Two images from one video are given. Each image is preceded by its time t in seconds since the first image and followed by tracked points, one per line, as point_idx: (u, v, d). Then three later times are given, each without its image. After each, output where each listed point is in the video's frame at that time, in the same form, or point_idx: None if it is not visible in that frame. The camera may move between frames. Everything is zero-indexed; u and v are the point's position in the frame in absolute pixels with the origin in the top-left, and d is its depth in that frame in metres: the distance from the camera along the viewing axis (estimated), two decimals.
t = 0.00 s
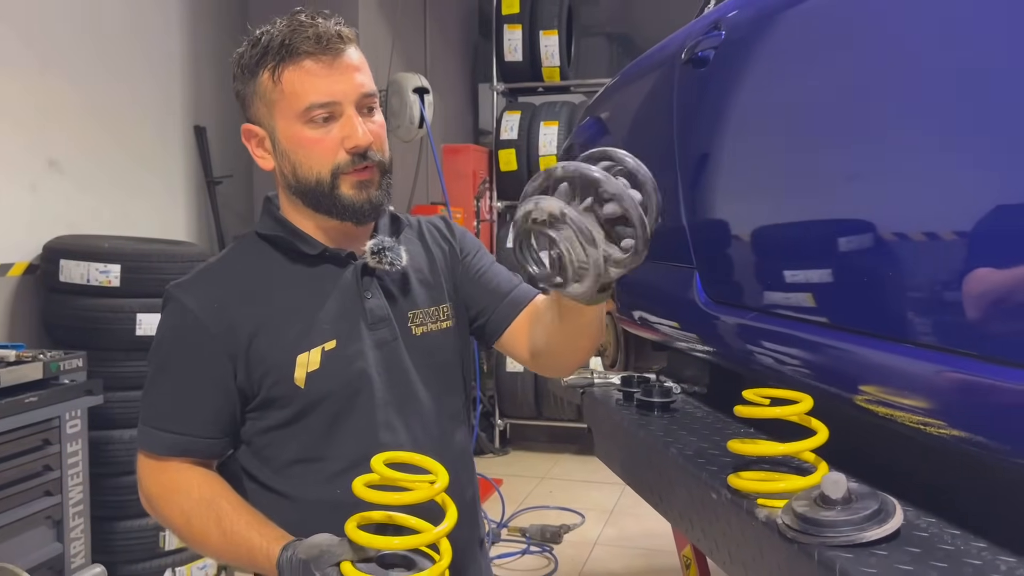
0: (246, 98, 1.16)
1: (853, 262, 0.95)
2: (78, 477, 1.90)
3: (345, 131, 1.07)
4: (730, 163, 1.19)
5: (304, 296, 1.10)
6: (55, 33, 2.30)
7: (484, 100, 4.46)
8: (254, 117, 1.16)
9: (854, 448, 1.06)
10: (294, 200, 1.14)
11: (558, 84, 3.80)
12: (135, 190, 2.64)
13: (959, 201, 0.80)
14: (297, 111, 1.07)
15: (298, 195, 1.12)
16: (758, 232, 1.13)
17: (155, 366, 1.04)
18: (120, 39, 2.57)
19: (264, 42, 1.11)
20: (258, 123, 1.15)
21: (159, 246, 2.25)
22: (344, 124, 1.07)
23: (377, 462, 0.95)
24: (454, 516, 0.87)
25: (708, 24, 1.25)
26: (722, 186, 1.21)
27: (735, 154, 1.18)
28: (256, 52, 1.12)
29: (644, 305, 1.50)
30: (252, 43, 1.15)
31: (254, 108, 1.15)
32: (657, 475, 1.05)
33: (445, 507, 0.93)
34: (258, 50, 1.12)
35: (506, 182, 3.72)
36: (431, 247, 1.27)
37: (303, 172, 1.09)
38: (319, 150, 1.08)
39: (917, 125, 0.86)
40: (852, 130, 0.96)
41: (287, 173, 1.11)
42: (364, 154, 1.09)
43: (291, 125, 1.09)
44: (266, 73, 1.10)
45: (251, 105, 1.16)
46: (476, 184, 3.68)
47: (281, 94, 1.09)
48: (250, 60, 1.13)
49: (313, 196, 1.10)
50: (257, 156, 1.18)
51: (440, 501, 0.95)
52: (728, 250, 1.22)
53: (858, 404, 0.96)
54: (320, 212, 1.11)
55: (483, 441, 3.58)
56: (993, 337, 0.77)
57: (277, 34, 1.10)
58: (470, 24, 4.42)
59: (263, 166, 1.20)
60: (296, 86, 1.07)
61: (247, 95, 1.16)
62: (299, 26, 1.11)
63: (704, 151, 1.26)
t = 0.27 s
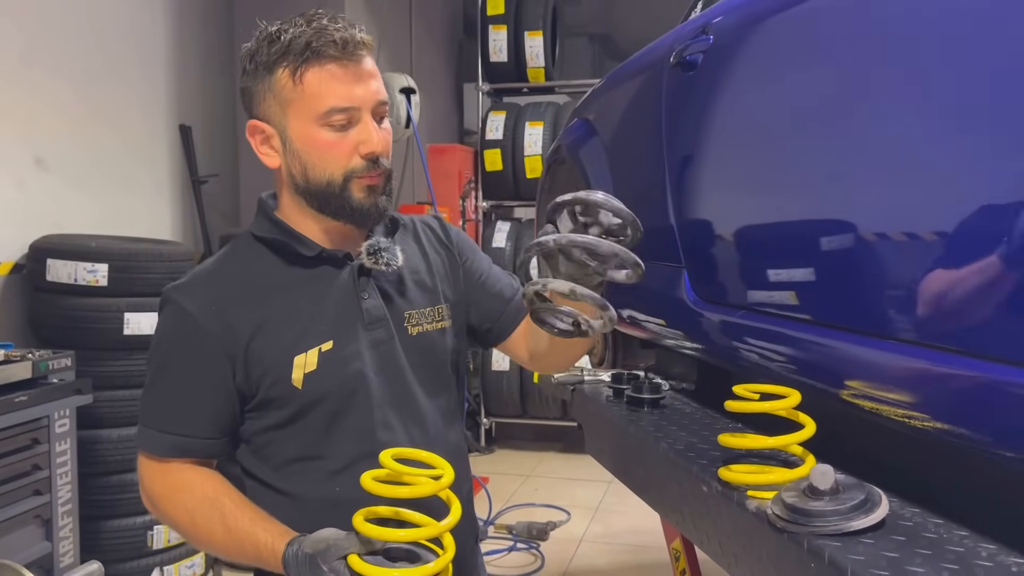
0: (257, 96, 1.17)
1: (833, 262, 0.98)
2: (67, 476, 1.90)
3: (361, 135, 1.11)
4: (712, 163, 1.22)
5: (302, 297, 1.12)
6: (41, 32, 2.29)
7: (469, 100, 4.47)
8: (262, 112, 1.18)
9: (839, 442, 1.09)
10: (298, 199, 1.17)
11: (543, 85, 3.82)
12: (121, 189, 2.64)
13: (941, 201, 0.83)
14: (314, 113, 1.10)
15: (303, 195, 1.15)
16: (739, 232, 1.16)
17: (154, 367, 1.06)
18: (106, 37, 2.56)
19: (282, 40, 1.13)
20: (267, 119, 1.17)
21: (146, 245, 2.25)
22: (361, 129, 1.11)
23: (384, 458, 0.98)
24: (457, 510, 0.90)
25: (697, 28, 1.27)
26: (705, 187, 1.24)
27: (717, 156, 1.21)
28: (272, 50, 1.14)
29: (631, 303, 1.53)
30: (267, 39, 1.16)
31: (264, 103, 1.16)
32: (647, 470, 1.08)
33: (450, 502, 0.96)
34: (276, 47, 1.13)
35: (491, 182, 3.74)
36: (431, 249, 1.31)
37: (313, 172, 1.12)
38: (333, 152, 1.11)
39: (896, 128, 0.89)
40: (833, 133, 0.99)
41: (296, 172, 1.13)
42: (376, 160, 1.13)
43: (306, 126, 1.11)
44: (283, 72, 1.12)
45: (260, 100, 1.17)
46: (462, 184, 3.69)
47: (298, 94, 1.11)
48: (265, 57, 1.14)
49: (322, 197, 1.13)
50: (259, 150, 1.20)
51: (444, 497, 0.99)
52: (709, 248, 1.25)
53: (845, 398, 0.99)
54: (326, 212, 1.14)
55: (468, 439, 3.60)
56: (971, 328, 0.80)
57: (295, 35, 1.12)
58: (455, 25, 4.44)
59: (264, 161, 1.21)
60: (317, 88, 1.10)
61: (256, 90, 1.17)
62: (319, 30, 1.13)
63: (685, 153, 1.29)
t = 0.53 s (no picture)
0: (271, 94, 1.15)
1: (816, 262, 1.01)
2: (54, 475, 1.89)
3: (382, 143, 1.12)
4: (697, 163, 1.24)
5: (305, 298, 1.13)
6: (26, 30, 2.28)
7: (455, 100, 4.48)
8: (275, 112, 1.15)
9: (826, 437, 1.11)
10: (309, 202, 1.15)
11: (528, 85, 3.84)
12: (105, 188, 2.63)
13: (921, 204, 0.85)
14: (337, 117, 1.09)
15: (315, 198, 1.13)
16: (724, 231, 1.19)
17: (155, 368, 1.03)
18: (90, 36, 2.55)
19: (304, 41, 1.11)
20: (281, 118, 1.14)
21: (132, 245, 2.24)
22: (382, 136, 1.12)
23: (390, 465, 1.02)
24: (463, 517, 0.94)
25: (686, 31, 1.29)
26: (692, 186, 1.26)
27: (701, 156, 1.23)
28: (293, 50, 1.12)
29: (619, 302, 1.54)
30: (285, 38, 1.14)
31: (278, 102, 1.13)
32: (637, 465, 1.09)
33: (456, 509, 1.00)
34: (298, 47, 1.11)
35: (477, 182, 3.75)
36: (431, 256, 1.36)
37: (331, 176, 1.11)
38: (352, 158, 1.11)
39: (878, 129, 0.91)
40: (817, 135, 1.00)
41: (311, 175, 1.12)
42: (390, 165, 1.14)
43: (326, 130, 1.10)
44: (305, 73, 1.10)
45: (274, 99, 1.14)
46: (447, 184, 3.71)
47: (320, 97, 1.10)
48: (286, 56, 1.12)
49: (338, 202, 1.12)
50: (266, 149, 1.16)
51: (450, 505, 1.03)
52: (696, 248, 1.27)
53: (833, 393, 1.01)
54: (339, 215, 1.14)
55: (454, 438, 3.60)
56: (949, 321, 0.82)
57: (318, 37, 1.11)
58: (440, 25, 4.44)
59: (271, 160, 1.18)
60: (341, 93, 1.09)
61: (269, 88, 1.14)
62: (341, 34, 1.12)
63: (671, 154, 1.31)
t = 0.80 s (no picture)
0: (293, 91, 1.13)
1: (801, 261, 1.02)
2: (40, 475, 1.88)
3: (401, 148, 1.13)
4: (684, 162, 1.25)
5: (320, 295, 1.13)
6: (10, 27, 2.26)
7: (440, 99, 4.48)
8: (296, 108, 1.13)
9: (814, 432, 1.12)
10: (323, 200, 1.15)
11: (514, 84, 3.85)
12: (90, 186, 2.62)
13: (905, 203, 0.87)
14: (362, 121, 1.09)
15: (331, 197, 1.13)
16: (710, 230, 1.20)
17: (171, 366, 1.00)
18: (75, 33, 2.53)
19: (333, 43, 1.11)
20: (301, 115, 1.13)
21: (118, 243, 2.23)
22: (401, 141, 1.13)
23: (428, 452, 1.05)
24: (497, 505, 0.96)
25: (676, 31, 1.29)
26: (679, 185, 1.27)
27: (688, 156, 1.24)
28: (322, 50, 1.11)
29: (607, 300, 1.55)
30: (312, 37, 1.13)
31: (300, 99, 1.12)
32: (628, 460, 1.10)
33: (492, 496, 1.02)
34: (326, 48, 1.11)
35: (462, 181, 3.75)
36: (417, 256, 1.39)
37: (350, 177, 1.11)
38: (372, 161, 1.11)
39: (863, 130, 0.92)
40: (801, 135, 1.02)
41: (329, 174, 1.12)
42: (406, 168, 1.14)
43: (350, 132, 1.10)
44: (332, 74, 1.10)
45: (296, 96, 1.12)
46: (434, 183, 3.71)
47: (347, 99, 1.09)
48: (314, 55, 1.11)
49: (354, 202, 1.12)
50: (282, 144, 1.15)
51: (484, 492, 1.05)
52: (682, 247, 1.29)
53: (823, 388, 1.01)
54: (352, 215, 1.14)
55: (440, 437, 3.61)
56: (933, 316, 0.84)
57: (348, 40, 1.11)
58: (425, 24, 4.44)
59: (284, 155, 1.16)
60: (369, 96, 1.09)
61: (292, 84, 1.13)
62: (369, 39, 1.12)
63: (657, 154, 1.33)
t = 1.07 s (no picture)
0: (309, 90, 1.12)
1: (786, 260, 1.03)
2: (26, 475, 1.87)
3: (412, 151, 1.15)
4: (672, 161, 1.26)
5: (326, 291, 1.12)
6: None
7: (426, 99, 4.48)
8: (311, 108, 1.12)
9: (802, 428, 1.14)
10: (332, 198, 1.15)
11: (500, 84, 3.85)
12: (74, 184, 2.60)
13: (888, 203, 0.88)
14: (381, 124, 1.10)
15: (342, 197, 1.13)
16: (697, 229, 1.22)
17: (181, 364, 0.99)
18: (60, 31, 2.51)
19: (351, 45, 1.11)
20: (316, 115, 1.12)
21: (103, 242, 2.22)
22: (412, 144, 1.15)
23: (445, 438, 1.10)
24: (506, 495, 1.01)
25: (665, 30, 1.30)
26: (666, 184, 1.28)
27: (674, 155, 1.25)
28: (341, 52, 1.11)
29: (596, 298, 1.56)
30: (330, 38, 1.13)
31: (317, 99, 1.11)
32: (620, 457, 1.11)
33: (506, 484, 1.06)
34: (344, 50, 1.11)
35: (449, 180, 3.75)
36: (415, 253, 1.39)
37: (365, 178, 1.12)
38: (387, 163, 1.12)
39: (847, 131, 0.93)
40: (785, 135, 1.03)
41: (342, 175, 1.12)
42: (416, 169, 1.16)
43: (367, 134, 1.11)
44: (352, 77, 1.10)
45: (311, 95, 1.11)
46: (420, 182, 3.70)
47: (366, 102, 1.10)
48: (332, 56, 1.10)
49: (366, 202, 1.13)
50: (293, 144, 1.13)
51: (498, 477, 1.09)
52: (669, 245, 1.30)
53: (812, 383, 1.01)
54: (361, 215, 1.14)
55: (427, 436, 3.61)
56: (921, 314, 0.85)
57: (367, 44, 1.11)
58: (411, 23, 4.44)
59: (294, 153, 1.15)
60: (389, 100, 1.11)
61: (308, 83, 1.12)
62: (387, 42, 1.13)
63: (644, 153, 1.34)
